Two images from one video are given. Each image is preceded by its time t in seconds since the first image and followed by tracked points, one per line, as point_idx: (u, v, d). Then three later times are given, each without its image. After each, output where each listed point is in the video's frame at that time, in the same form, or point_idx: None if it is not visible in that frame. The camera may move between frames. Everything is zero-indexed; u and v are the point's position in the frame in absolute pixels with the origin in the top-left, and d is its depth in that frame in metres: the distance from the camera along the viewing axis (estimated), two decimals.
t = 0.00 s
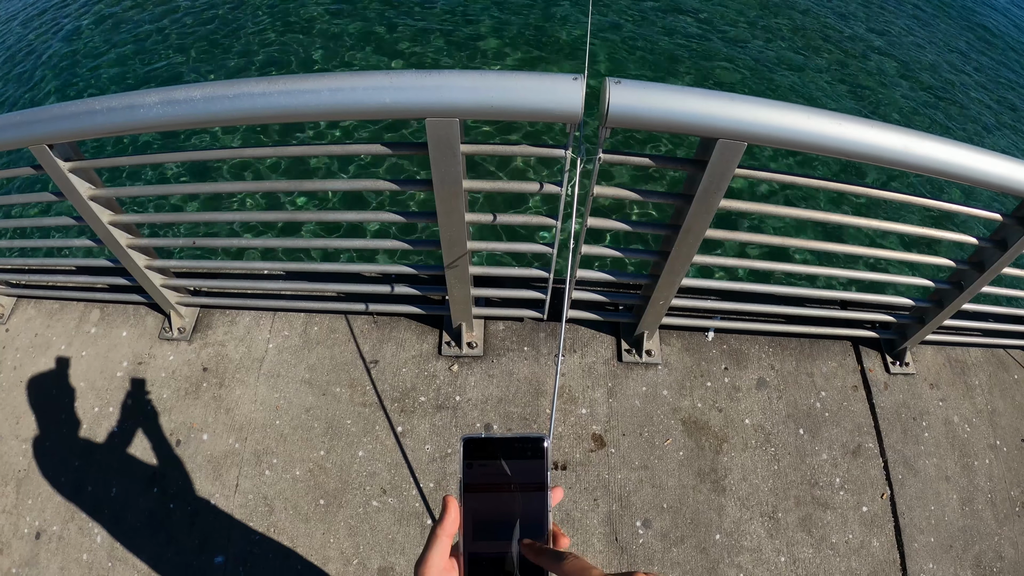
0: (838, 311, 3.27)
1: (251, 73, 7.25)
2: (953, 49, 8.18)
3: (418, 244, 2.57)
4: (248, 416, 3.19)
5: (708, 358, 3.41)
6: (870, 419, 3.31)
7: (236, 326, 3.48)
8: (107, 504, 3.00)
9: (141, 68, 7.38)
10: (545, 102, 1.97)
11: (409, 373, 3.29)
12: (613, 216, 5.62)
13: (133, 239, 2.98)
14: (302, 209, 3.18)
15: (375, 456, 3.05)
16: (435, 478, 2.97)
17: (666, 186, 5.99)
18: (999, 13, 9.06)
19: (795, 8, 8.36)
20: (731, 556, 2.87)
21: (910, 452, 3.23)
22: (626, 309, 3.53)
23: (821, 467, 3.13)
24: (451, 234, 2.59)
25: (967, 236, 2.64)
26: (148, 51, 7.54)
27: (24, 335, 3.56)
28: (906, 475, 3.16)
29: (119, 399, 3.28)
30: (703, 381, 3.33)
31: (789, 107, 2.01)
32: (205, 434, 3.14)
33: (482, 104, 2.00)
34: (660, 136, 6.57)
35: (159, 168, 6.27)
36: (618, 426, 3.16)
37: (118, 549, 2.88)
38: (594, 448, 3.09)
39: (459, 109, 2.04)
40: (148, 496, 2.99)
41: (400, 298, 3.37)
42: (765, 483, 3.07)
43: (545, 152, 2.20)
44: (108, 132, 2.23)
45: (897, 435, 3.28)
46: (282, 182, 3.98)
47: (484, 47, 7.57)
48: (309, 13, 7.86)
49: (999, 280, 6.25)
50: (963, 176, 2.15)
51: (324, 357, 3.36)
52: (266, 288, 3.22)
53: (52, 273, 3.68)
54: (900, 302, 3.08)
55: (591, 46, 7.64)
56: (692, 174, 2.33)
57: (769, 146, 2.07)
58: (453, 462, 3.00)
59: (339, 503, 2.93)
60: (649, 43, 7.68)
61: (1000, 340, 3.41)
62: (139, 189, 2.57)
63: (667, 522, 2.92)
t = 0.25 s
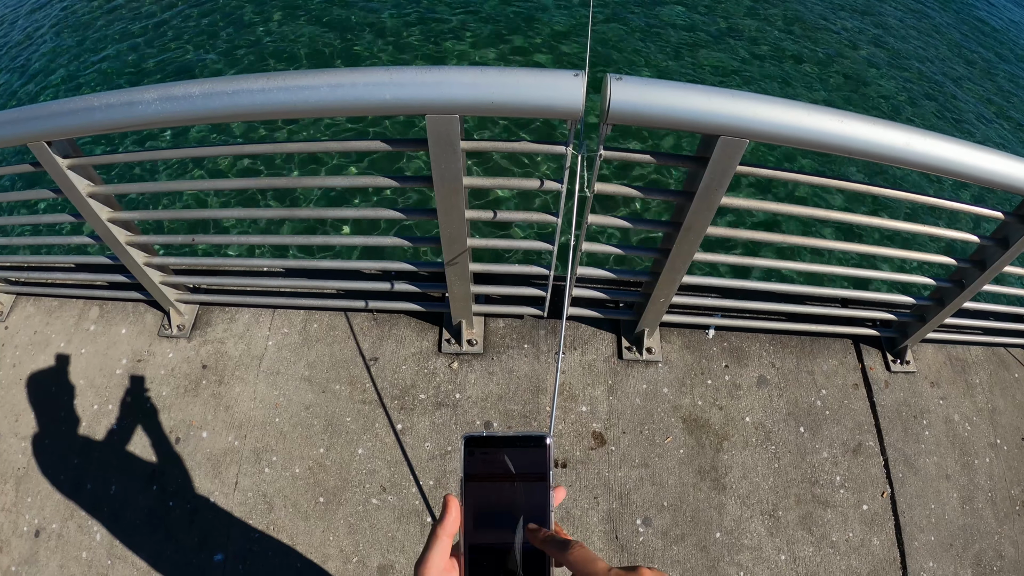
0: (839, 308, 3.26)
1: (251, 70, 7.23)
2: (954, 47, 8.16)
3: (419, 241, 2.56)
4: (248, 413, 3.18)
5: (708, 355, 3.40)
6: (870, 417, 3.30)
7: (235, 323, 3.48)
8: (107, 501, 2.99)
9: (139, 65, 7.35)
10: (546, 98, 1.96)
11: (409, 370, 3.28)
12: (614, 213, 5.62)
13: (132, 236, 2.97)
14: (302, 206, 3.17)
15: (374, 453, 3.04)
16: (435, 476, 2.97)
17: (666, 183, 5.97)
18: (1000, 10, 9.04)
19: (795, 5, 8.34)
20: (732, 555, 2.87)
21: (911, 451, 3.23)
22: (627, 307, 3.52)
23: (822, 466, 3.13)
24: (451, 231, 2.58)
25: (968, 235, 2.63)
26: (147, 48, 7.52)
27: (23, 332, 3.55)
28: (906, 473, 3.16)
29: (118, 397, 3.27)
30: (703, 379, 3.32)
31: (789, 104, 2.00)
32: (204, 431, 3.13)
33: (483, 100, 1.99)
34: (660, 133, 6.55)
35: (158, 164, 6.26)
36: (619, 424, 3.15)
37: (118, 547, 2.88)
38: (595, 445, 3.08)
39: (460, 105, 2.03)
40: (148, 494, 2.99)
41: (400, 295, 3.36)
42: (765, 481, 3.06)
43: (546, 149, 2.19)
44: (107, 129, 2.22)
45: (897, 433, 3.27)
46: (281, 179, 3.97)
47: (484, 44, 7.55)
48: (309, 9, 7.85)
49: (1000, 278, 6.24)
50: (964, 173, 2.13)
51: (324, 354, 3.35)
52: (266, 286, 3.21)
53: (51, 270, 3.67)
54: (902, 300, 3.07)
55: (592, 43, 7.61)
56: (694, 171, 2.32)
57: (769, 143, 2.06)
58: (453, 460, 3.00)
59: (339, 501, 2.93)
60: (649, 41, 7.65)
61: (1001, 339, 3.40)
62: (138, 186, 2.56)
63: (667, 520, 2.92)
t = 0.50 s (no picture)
0: (839, 307, 3.26)
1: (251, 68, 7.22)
2: (955, 46, 8.16)
3: (418, 238, 2.56)
4: (248, 410, 3.19)
5: (708, 353, 3.40)
6: (870, 416, 3.30)
7: (235, 321, 3.47)
8: (107, 499, 2.99)
9: (139, 62, 7.34)
10: (547, 95, 1.96)
11: (408, 367, 3.28)
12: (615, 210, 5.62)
13: (132, 233, 2.97)
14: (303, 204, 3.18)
15: (374, 451, 3.04)
16: (435, 473, 2.97)
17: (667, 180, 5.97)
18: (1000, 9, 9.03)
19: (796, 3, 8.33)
20: (731, 553, 2.87)
21: (910, 449, 3.23)
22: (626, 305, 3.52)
23: (821, 464, 3.13)
24: (451, 229, 2.58)
25: (969, 234, 2.62)
26: (147, 46, 7.52)
27: (23, 330, 3.55)
28: (906, 471, 3.16)
29: (118, 394, 3.27)
30: (703, 377, 3.32)
31: (791, 102, 2.00)
32: (204, 428, 3.13)
33: (483, 97, 1.99)
34: (661, 131, 6.55)
35: (158, 162, 6.25)
36: (619, 421, 3.16)
37: (118, 544, 2.88)
38: (594, 443, 3.09)
39: (461, 102, 2.03)
40: (148, 491, 2.99)
41: (400, 292, 3.36)
42: (765, 479, 3.06)
43: (546, 146, 2.18)
44: (107, 126, 2.22)
45: (897, 431, 3.27)
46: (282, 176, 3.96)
47: (484, 41, 7.54)
48: (309, 7, 7.84)
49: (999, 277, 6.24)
50: (965, 172, 2.13)
51: (324, 351, 3.35)
52: (266, 283, 3.21)
53: (51, 267, 3.67)
54: (902, 298, 3.07)
55: (592, 41, 7.61)
56: (694, 169, 2.31)
57: (770, 141, 2.06)
58: (453, 457, 3.00)
59: (339, 498, 2.93)
60: (649, 39, 7.64)
61: (1001, 337, 3.40)
62: (137, 183, 2.55)
63: (667, 518, 2.92)
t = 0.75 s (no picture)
0: (839, 305, 3.26)
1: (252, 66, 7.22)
2: (956, 45, 8.15)
3: (419, 236, 2.57)
4: (248, 408, 3.19)
5: (708, 352, 3.41)
6: (869, 414, 3.31)
7: (235, 318, 3.48)
8: (107, 496, 3.00)
9: (139, 60, 7.34)
10: (547, 93, 1.96)
11: (408, 365, 3.29)
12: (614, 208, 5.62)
13: (132, 231, 2.98)
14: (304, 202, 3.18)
15: (374, 448, 3.05)
16: (435, 471, 2.97)
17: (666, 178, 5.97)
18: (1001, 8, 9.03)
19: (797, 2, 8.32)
20: (730, 550, 2.87)
21: (909, 447, 3.23)
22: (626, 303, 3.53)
23: (820, 462, 3.14)
24: (451, 227, 2.59)
25: (969, 233, 2.63)
26: (147, 44, 7.51)
27: (23, 328, 3.56)
28: (905, 470, 3.17)
29: (118, 391, 3.28)
30: (703, 375, 3.33)
31: (791, 101, 2.00)
32: (204, 426, 3.14)
33: (484, 95, 2.00)
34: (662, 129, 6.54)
35: (158, 160, 6.25)
36: (618, 419, 3.16)
37: (118, 541, 2.89)
38: (594, 440, 3.09)
39: (462, 100, 2.03)
40: (148, 488, 2.99)
41: (400, 290, 3.37)
42: (764, 476, 3.07)
43: (546, 144, 2.19)
44: (108, 124, 2.22)
45: (896, 430, 3.28)
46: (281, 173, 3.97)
47: (485, 39, 7.54)
48: (309, 5, 7.83)
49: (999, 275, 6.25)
50: (964, 172, 2.14)
51: (324, 349, 3.35)
52: (266, 281, 3.21)
53: (51, 265, 3.68)
54: (902, 297, 3.07)
55: (593, 39, 7.60)
56: (694, 167, 2.32)
57: (770, 139, 2.06)
58: (452, 455, 3.00)
59: (339, 495, 2.94)
60: (650, 37, 7.64)
61: (1000, 336, 3.41)
62: (138, 182, 2.56)
63: (666, 516, 2.93)
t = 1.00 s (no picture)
0: (838, 304, 3.26)
1: (252, 64, 7.21)
2: (957, 44, 8.13)
3: (419, 234, 2.57)
4: (248, 406, 3.19)
5: (707, 350, 3.41)
6: (869, 413, 3.31)
7: (235, 316, 3.48)
8: (107, 494, 3.00)
9: (139, 58, 7.33)
10: (547, 91, 1.96)
11: (408, 363, 3.29)
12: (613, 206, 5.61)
13: (132, 229, 2.97)
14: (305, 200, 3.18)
15: (374, 446, 3.05)
16: (434, 469, 2.98)
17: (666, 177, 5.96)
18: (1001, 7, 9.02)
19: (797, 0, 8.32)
20: (729, 548, 2.88)
21: (909, 446, 3.23)
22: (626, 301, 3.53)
23: (820, 460, 3.14)
24: (451, 225, 2.59)
25: (969, 232, 2.62)
26: (147, 41, 7.50)
27: (23, 325, 3.55)
28: (904, 468, 3.17)
29: (117, 389, 3.27)
30: (702, 373, 3.33)
31: (792, 99, 2.00)
32: (203, 423, 3.14)
33: (483, 93, 1.99)
34: (663, 127, 6.53)
35: (158, 158, 6.25)
36: (618, 417, 3.16)
37: (118, 539, 2.89)
38: (594, 438, 3.09)
39: (461, 98, 2.03)
40: (148, 486, 2.99)
41: (399, 288, 3.37)
42: (764, 475, 3.07)
43: (546, 142, 2.18)
44: (107, 122, 2.22)
45: (896, 429, 3.28)
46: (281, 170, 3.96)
47: (485, 37, 7.53)
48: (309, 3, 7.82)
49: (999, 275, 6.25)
50: (965, 171, 2.13)
51: (324, 347, 3.35)
52: (265, 278, 3.21)
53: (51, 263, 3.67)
54: (902, 296, 3.07)
55: (593, 38, 7.59)
56: (694, 166, 2.32)
57: (771, 138, 2.06)
58: (452, 452, 3.00)
59: (339, 493, 2.94)
60: (651, 36, 7.63)
61: (1000, 336, 3.41)
62: (137, 179, 2.56)
63: (666, 514, 2.93)
